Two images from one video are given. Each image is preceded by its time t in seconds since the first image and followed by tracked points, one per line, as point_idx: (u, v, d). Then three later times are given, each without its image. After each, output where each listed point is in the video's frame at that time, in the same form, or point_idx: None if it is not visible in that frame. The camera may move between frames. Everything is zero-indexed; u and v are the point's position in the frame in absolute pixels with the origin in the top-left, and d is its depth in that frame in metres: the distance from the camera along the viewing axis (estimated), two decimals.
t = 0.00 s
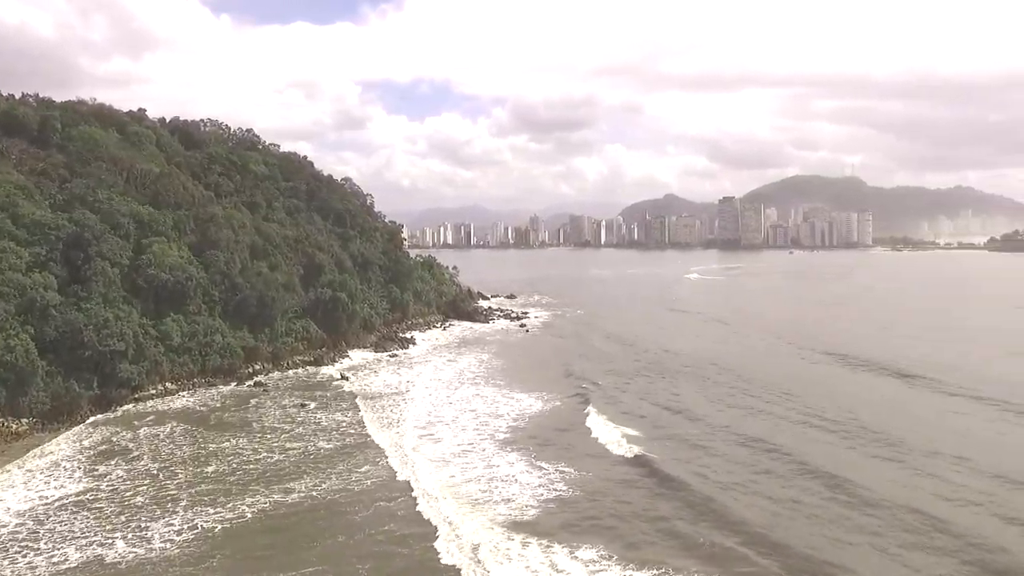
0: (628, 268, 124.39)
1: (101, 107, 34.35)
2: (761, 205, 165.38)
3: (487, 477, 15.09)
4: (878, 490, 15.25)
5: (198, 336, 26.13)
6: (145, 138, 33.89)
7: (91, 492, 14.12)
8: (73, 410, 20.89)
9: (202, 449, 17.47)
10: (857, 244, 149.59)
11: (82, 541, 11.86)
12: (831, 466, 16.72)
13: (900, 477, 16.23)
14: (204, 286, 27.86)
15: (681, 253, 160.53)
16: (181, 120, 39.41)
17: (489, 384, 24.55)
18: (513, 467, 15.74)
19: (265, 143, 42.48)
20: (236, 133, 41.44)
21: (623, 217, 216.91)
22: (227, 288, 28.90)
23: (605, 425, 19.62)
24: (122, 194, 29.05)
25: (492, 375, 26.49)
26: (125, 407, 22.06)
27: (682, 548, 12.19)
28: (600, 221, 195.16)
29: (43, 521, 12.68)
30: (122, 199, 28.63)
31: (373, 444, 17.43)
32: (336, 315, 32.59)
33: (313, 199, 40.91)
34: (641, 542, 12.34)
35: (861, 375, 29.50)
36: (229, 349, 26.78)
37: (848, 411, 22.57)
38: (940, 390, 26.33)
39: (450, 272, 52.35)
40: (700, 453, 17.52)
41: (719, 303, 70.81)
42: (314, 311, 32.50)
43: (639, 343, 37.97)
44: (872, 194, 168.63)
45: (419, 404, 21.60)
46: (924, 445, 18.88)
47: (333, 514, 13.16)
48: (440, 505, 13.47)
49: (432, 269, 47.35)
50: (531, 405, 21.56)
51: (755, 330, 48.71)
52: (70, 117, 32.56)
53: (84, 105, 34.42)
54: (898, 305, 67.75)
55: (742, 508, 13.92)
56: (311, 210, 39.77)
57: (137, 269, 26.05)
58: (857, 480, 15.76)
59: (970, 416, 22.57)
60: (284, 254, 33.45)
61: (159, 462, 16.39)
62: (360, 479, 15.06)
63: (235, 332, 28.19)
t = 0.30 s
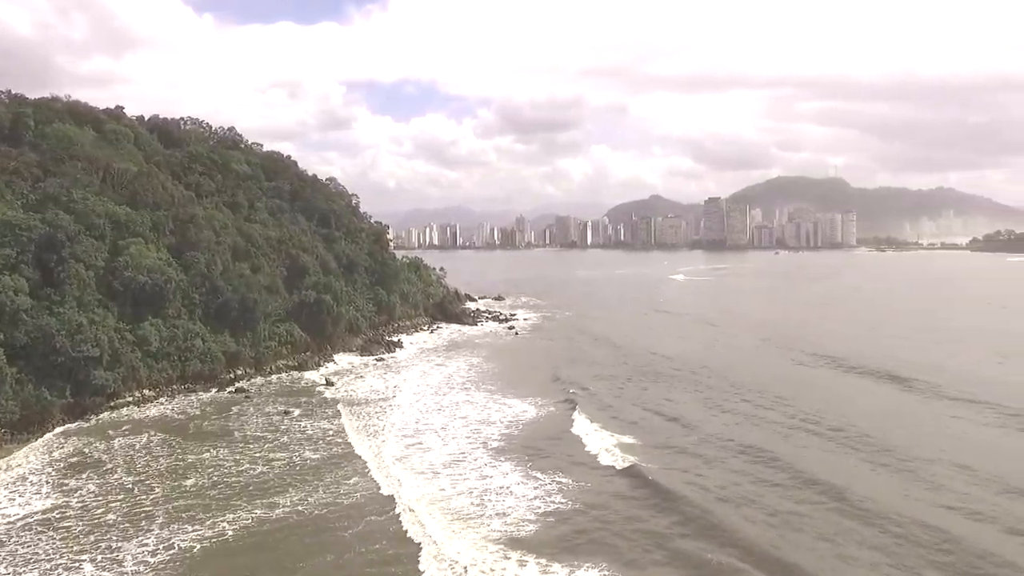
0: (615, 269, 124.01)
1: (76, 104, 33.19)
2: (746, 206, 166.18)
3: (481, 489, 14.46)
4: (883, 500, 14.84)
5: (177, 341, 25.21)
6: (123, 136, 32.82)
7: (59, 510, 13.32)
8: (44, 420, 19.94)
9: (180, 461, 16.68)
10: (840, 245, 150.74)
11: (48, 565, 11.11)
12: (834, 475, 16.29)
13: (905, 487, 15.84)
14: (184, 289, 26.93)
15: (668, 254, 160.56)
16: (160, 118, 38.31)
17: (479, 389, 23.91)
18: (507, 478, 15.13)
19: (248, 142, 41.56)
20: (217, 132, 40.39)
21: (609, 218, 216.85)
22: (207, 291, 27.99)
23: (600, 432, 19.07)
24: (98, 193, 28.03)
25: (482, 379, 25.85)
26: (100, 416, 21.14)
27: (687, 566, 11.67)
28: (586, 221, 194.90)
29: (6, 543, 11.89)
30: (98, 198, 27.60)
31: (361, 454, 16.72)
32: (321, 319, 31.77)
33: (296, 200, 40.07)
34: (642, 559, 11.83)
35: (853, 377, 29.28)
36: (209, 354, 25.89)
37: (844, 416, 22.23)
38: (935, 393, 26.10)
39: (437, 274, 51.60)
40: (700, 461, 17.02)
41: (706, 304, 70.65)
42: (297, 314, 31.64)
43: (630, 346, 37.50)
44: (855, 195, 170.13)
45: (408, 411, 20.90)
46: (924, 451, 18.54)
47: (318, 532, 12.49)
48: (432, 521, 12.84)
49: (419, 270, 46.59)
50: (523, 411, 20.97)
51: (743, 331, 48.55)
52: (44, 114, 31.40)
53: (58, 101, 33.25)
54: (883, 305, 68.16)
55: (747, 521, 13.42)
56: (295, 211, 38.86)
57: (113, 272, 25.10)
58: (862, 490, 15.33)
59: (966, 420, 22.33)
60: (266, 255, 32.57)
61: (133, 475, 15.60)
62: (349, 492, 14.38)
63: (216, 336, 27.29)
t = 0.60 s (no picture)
0: (609, 270, 123.48)
1: (61, 102, 32.27)
2: (739, 206, 166.26)
3: (482, 503, 13.79)
4: (899, 513, 14.34)
5: (164, 345, 24.43)
6: (108, 134, 31.94)
7: (34, 529, 12.58)
8: (24, 428, 19.12)
9: (166, 472, 15.96)
10: (834, 245, 150.96)
11: None
12: (847, 486, 15.77)
13: (920, 497, 15.34)
14: (171, 291, 26.15)
15: (662, 254, 160.23)
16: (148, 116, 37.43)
17: (476, 395, 23.26)
18: (508, 490, 14.50)
19: (238, 141, 40.78)
20: (207, 131, 39.55)
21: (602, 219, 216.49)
22: (196, 293, 27.22)
23: (603, 440, 18.46)
24: (82, 193, 27.20)
25: (479, 384, 25.17)
26: (83, 423, 20.33)
27: None
28: (580, 222, 194.42)
29: None
30: (82, 198, 26.77)
31: (355, 465, 16.03)
32: (313, 322, 31.03)
33: (288, 200, 39.32)
34: None
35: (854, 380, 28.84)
36: (198, 358, 25.10)
37: (850, 421, 21.75)
38: (939, 396, 25.68)
39: (431, 275, 50.88)
40: (708, 470, 16.46)
41: (701, 305, 70.27)
42: (289, 317, 30.88)
43: (628, 348, 36.91)
44: (848, 196, 170.46)
45: (403, 418, 20.22)
46: (936, 459, 18.02)
47: (311, 550, 11.82)
48: (432, 539, 12.19)
49: (413, 272, 45.88)
50: (523, 417, 20.35)
51: (740, 332, 48.15)
52: (27, 112, 30.49)
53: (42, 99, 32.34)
54: (878, 305, 68.01)
55: (761, 536, 12.87)
56: (286, 212, 38.11)
57: (98, 274, 24.31)
58: (877, 501, 14.82)
59: (973, 424, 21.89)
60: (257, 257, 31.81)
61: (116, 488, 14.88)
62: (345, 505, 13.73)
63: (204, 340, 26.51)
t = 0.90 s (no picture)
0: (602, 271, 122.91)
1: (42, 98, 31.31)
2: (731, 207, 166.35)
3: (481, 517, 13.19)
4: (915, 526, 13.82)
5: (149, 350, 23.64)
6: (92, 132, 31.04)
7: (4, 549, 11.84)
8: None
9: (148, 485, 15.22)
10: (826, 245, 151.27)
11: None
12: (859, 497, 15.24)
13: (934, 509, 14.83)
14: (156, 294, 25.37)
15: (655, 255, 160.01)
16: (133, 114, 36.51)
17: (471, 400, 22.63)
18: (509, 503, 13.86)
19: (227, 140, 39.96)
20: (194, 130, 38.66)
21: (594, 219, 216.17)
22: (183, 295, 26.44)
23: (604, 448, 17.87)
24: (64, 192, 26.34)
25: (474, 389, 24.53)
26: (62, 432, 19.55)
27: None
28: (572, 223, 193.94)
29: None
30: (64, 197, 25.92)
31: (347, 476, 15.36)
32: (303, 325, 30.27)
33: (277, 200, 38.56)
34: None
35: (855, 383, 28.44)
36: (184, 363, 24.32)
37: (855, 427, 21.27)
38: (942, 400, 25.29)
39: (424, 277, 50.20)
40: (715, 480, 15.89)
41: (695, 305, 69.94)
42: (279, 321, 30.11)
43: (625, 351, 36.41)
44: (839, 196, 170.99)
45: (396, 425, 19.57)
46: (945, 466, 17.57)
47: (299, 570, 11.18)
48: (428, 557, 11.58)
49: (406, 273, 45.19)
50: (521, 424, 19.73)
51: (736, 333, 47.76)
52: (7, 109, 29.55)
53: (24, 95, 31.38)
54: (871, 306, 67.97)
55: (776, 551, 12.32)
56: (276, 212, 37.33)
57: (80, 276, 23.52)
58: (890, 513, 14.33)
59: (979, 429, 21.47)
60: (245, 259, 31.03)
61: (94, 503, 14.14)
62: (338, 520, 13.05)
63: (191, 344, 25.72)
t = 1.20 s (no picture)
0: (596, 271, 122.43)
1: (24, 95, 30.42)
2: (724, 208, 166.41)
3: (481, 533, 12.54)
4: (933, 540, 13.30)
5: (133, 355, 22.84)
6: (76, 130, 30.19)
7: None
8: None
9: (129, 499, 14.48)
10: (819, 246, 151.53)
11: None
12: (872, 509, 14.73)
13: (949, 520, 14.34)
14: (141, 297, 24.58)
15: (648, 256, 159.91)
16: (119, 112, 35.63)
17: (467, 407, 21.96)
18: (510, 517, 13.21)
19: (216, 140, 39.13)
20: (182, 129, 37.82)
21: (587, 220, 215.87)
22: (169, 299, 25.65)
23: (605, 457, 17.24)
24: (45, 192, 25.49)
25: (470, 395, 23.86)
26: (40, 441, 18.76)
27: None
28: (566, 224, 193.53)
29: None
30: (46, 197, 25.09)
31: (339, 489, 14.66)
32: (294, 329, 29.50)
33: (267, 201, 37.79)
34: None
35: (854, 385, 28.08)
36: (170, 369, 23.54)
37: (861, 431, 20.80)
38: (946, 403, 24.86)
39: (417, 278, 49.49)
40: (723, 491, 15.32)
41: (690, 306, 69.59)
42: (268, 325, 29.32)
43: (623, 353, 35.82)
44: (831, 197, 171.45)
45: (390, 433, 18.88)
46: (955, 474, 17.07)
47: None
48: None
49: (399, 275, 44.46)
50: (518, 432, 19.07)
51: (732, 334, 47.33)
52: None
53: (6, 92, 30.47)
54: (866, 306, 67.84)
55: (793, 567, 11.78)
56: (267, 213, 36.54)
57: (62, 279, 22.72)
58: (904, 527, 13.78)
59: (987, 433, 21.05)
60: (233, 261, 30.24)
61: (70, 519, 13.40)
62: (332, 537, 12.38)
63: (177, 349, 24.93)
